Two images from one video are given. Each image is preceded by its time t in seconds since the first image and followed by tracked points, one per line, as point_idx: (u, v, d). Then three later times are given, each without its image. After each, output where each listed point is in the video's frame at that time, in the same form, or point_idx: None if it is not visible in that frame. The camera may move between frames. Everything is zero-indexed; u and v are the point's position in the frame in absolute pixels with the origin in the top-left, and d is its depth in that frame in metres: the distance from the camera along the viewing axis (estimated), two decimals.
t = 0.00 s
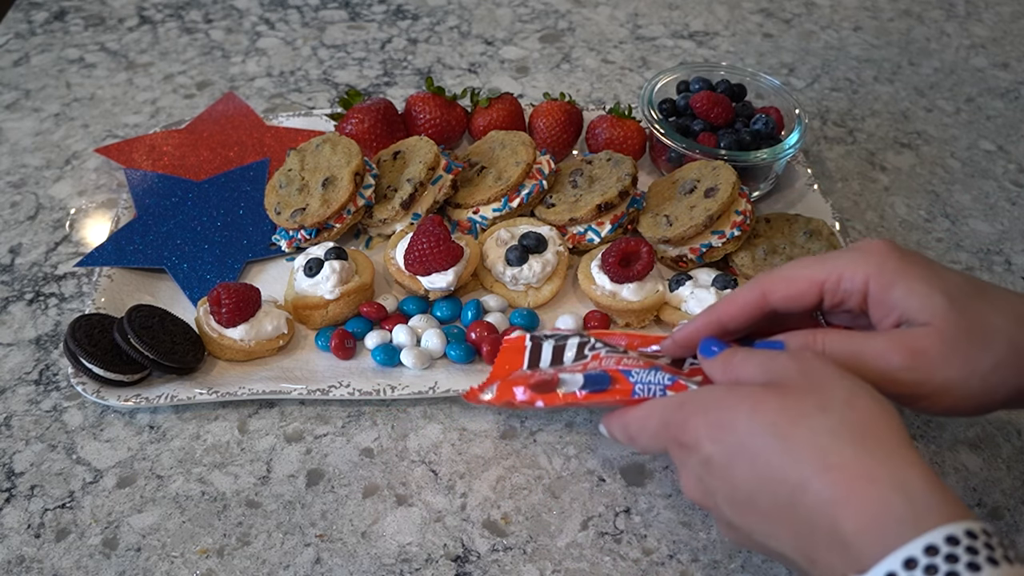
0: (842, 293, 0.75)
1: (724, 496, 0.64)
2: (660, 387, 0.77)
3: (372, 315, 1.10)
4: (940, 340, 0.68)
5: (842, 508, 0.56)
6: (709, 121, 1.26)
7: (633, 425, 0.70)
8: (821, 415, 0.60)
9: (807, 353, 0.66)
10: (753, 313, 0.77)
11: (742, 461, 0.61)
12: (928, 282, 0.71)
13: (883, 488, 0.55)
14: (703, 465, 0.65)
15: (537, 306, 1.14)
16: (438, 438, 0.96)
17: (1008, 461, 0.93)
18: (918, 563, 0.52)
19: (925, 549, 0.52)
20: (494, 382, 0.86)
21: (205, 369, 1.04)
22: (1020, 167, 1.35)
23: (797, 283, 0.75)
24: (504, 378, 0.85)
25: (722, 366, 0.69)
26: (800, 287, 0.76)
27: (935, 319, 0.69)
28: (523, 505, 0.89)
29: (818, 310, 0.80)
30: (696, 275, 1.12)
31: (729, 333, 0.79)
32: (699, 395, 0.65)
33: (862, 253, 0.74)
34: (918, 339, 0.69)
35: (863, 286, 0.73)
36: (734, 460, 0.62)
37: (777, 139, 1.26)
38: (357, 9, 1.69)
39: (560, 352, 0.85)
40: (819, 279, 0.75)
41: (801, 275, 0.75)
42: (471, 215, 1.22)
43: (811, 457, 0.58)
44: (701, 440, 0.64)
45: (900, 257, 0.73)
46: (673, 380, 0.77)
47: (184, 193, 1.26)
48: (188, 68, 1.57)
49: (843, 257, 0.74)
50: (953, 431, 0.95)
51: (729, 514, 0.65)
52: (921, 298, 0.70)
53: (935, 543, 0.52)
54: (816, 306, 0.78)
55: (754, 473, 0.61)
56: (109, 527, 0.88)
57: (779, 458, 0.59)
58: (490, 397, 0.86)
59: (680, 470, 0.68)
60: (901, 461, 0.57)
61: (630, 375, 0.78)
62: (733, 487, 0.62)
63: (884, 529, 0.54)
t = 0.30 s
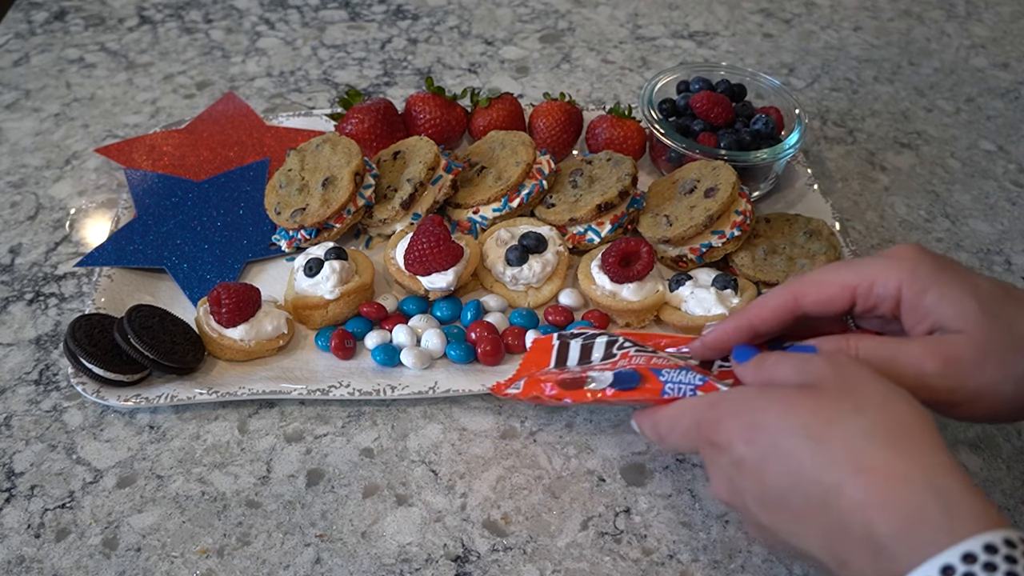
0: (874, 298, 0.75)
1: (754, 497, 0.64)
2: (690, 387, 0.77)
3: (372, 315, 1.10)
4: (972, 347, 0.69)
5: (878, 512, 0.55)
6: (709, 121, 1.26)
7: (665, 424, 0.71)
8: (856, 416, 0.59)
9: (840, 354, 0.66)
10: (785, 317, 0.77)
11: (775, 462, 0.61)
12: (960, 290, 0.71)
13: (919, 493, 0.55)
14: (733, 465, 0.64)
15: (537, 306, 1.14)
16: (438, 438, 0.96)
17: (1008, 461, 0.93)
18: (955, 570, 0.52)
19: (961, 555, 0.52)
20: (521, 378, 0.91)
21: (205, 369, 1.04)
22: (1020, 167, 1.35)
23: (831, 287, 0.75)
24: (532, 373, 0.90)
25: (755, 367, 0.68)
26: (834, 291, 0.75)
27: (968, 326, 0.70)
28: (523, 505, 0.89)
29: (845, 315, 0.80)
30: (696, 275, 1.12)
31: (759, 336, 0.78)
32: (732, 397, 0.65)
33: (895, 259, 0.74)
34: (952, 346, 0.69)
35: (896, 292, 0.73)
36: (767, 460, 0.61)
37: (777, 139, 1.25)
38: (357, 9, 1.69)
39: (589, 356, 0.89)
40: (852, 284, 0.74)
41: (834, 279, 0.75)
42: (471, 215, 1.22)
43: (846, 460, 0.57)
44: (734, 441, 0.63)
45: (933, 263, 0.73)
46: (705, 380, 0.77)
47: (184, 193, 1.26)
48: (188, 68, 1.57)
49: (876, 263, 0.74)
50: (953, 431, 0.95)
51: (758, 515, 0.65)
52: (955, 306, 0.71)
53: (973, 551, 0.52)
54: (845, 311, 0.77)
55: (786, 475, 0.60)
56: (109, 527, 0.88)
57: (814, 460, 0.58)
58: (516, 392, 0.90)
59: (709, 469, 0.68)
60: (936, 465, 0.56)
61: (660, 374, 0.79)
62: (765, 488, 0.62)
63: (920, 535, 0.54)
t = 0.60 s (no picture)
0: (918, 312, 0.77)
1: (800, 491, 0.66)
2: (731, 386, 0.80)
3: (372, 315, 1.10)
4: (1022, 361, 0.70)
5: (921, 504, 0.56)
6: (709, 122, 1.26)
7: (707, 420, 0.73)
8: (902, 412, 0.60)
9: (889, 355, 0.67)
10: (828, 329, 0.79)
11: (819, 455, 0.63)
12: (1007, 307, 0.73)
13: (961, 486, 0.56)
14: (779, 458, 0.67)
15: (537, 306, 1.14)
16: (438, 438, 0.96)
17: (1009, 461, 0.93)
18: (999, 561, 0.52)
19: (1008, 546, 0.52)
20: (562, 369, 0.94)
21: (205, 369, 1.04)
22: (1020, 167, 1.35)
23: (875, 300, 0.77)
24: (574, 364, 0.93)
25: (796, 369, 0.71)
26: (878, 305, 0.77)
27: (1014, 340, 0.71)
28: (523, 505, 0.89)
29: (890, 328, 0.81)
30: (696, 275, 1.12)
31: (803, 348, 0.81)
32: (779, 392, 0.67)
33: (939, 274, 0.76)
34: (999, 360, 0.70)
35: (941, 306, 0.75)
36: (811, 452, 0.63)
37: (777, 139, 1.25)
38: (358, 9, 1.69)
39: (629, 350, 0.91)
40: (896, 299, 0.76)
41: (879, 293, 0.77)
42: (471, 215, 1.22)
43: (889, 453, 0.59)
44: (780, 434, 0.66)
45: (978, 279, 0.75)
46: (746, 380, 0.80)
47: (184, 193, 1.26)
48: (188, 68, 1.57)
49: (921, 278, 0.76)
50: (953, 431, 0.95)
51: (802, 509, 0.67)
52: (1000, 321, 0.72)
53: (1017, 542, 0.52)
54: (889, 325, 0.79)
55: (830, 467, 0.62)
56: (109, 527, 0.88)
57: (859, 453, 0.60)
58: (556, 381, 0.94)
59: (756, 464, 0.71)
60: (983, 460, 0.57)
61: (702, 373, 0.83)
62: (809, 481, 0.64)
63: (964, 528, 0.54)
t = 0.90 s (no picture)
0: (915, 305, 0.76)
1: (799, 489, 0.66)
2: (726, 382, 0.75)
3: (372, 315, 1.10)
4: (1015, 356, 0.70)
5: (920, 508, 0.56)
6: (709, 121, 1.26)
7: (702, 417, 0.71)
8: (902, 413, 0.60)
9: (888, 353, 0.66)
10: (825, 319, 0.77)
11: (818, 457, 0.62)
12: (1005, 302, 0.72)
13: (963, 490, 0.55)
14: (777, 457, 0.66)
15: (537, 305, 1.14)
16: (438, 438, 0.96)
17: (1009, 461, 0.93)
18: (1000, 568, 0.52)
19: (1008, 554, 0.52)
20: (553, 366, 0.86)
21: (205, 369, 1.04)
22: (1020, 167, 1.35)
23: (874, 292, 0.76)
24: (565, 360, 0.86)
25: (794, 368, 0.69)
26: (875, 296, 0.76)
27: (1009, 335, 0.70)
28: (523, 505, 0.89)
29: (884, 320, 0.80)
30: (696, 275, 1.12)
31: (797, 338, 0.78)
32: (773, 392, 0.66)
33: (938, 266, 0.75)
34: (992, 355, 0.70)
35: (938, 299, 0.74)
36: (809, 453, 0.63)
37: (777, 139, 1.25)
38: (357, 9, 1.69)
39: (621, 347, 0.84)
40: (894, 290, 0.76)
41: (878, 283, 0.76)
42: (471, 215, 1.22)
43: (890, 456, 0.58)
44: (777, 435, 0.65)
45: (976, 274, 0.75)
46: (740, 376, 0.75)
47: (184, 193, 1.26)
48: (188, 68, 1.57)
49: (920, 270, 0.76)
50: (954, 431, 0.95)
51: (800, 505, 0.67)
52: (998, 314, 0.72)
53: (1016, 550, 0.52)
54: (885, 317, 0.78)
55: (829, 469, 0.62)
56: (109, 527, 0.88)
57: (857, 455, 0.59)
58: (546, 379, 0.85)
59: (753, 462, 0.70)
60: (981, 462, 0.57)
61: (696, 369, 0.77)
62: (809, 481, 0.64)
63: (965, 533, 0.54)
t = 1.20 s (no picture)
0: (789, 302, 0.72)
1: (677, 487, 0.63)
2: (602, 377, 0.72)
3: (372, 315, 1.10)
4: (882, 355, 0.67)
5: (794, 501, 0.54)
6: (709, 121, 1.26)
7: (581, 414, 0.68)
8: (775, 405, 0.57)
9: (761, 350, 0.64)
10: (700, 317, 0.74)
11: (694, 454, 0.59)
12: (878, 298, 0.68)
13: (835, 480, 0.53)
14: (654, 456, 0.63)
15: (537, 305, 1.14)
16: (438, 438, 0.96)
17: (1008, 461, 0.93)
18: (872, 557, 0.51)
19: (878, 542, 0.51)
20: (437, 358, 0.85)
21: (205, 369, 1.04)
22: (1019, 167, 1.35)
23: (746, 288, 0.73)
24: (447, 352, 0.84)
25: (670, 365, 0.67)
26: (748, 294, 0.73)
27: (879, 334, 0.67)
28: (523, 505, 0.89)
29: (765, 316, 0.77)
30: (696, 275, 1.12)
31: (672, 334, 0.75)
32: (649, 388, 0.63)
33: (811, 262, 0.71)
34: (860, 355, 0.67)
35: (810, 297, 0.70)
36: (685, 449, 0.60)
37: (778, 139, 1.25)
38: (358, 9, 1.70)
39: (505, 337, 0.82)
40: (767, 287, 0.72)
41: (750, 280, 0.72)
42: (471, 215, 1.22)
43: (765, 451, 0.55)
44: (653, 432, 0.62)
45: (850, 268, 0.71)
46: (617, 371, 0.73)
47: (184, 193, 1.26)
48: (188, 68, 1.57)
49: (793, 265, 0.71)
50: (953, 431, 0.95)
51: (677, 505, 0.64)
52: (867, 313, 0.68)
53: (889, 536, 0.51)
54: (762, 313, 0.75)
55: (705, 466, 0.59)
56: (109, 527, 0.88)
57: (732, 450, 0.57)
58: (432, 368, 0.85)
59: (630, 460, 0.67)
60: (852, 451, 0.55)
61: (574, 362, 0.75)
62: (685, 479, 0.61)
63: (838, 523, 0.52)
